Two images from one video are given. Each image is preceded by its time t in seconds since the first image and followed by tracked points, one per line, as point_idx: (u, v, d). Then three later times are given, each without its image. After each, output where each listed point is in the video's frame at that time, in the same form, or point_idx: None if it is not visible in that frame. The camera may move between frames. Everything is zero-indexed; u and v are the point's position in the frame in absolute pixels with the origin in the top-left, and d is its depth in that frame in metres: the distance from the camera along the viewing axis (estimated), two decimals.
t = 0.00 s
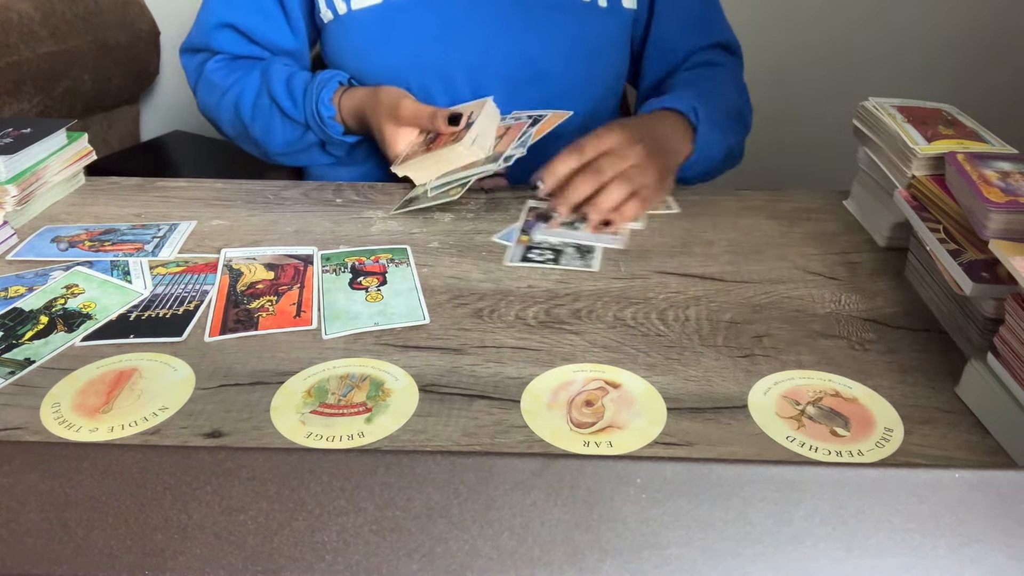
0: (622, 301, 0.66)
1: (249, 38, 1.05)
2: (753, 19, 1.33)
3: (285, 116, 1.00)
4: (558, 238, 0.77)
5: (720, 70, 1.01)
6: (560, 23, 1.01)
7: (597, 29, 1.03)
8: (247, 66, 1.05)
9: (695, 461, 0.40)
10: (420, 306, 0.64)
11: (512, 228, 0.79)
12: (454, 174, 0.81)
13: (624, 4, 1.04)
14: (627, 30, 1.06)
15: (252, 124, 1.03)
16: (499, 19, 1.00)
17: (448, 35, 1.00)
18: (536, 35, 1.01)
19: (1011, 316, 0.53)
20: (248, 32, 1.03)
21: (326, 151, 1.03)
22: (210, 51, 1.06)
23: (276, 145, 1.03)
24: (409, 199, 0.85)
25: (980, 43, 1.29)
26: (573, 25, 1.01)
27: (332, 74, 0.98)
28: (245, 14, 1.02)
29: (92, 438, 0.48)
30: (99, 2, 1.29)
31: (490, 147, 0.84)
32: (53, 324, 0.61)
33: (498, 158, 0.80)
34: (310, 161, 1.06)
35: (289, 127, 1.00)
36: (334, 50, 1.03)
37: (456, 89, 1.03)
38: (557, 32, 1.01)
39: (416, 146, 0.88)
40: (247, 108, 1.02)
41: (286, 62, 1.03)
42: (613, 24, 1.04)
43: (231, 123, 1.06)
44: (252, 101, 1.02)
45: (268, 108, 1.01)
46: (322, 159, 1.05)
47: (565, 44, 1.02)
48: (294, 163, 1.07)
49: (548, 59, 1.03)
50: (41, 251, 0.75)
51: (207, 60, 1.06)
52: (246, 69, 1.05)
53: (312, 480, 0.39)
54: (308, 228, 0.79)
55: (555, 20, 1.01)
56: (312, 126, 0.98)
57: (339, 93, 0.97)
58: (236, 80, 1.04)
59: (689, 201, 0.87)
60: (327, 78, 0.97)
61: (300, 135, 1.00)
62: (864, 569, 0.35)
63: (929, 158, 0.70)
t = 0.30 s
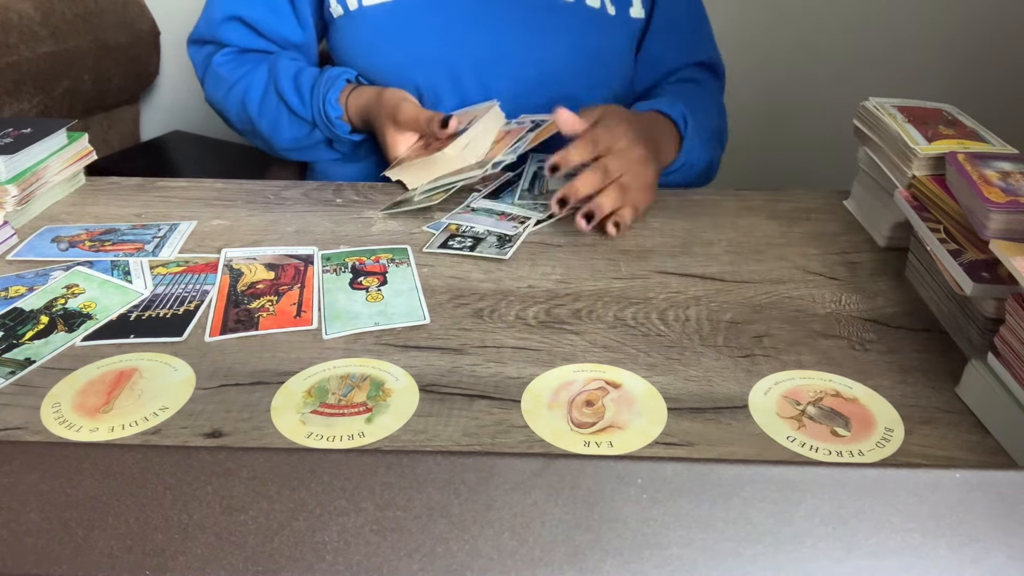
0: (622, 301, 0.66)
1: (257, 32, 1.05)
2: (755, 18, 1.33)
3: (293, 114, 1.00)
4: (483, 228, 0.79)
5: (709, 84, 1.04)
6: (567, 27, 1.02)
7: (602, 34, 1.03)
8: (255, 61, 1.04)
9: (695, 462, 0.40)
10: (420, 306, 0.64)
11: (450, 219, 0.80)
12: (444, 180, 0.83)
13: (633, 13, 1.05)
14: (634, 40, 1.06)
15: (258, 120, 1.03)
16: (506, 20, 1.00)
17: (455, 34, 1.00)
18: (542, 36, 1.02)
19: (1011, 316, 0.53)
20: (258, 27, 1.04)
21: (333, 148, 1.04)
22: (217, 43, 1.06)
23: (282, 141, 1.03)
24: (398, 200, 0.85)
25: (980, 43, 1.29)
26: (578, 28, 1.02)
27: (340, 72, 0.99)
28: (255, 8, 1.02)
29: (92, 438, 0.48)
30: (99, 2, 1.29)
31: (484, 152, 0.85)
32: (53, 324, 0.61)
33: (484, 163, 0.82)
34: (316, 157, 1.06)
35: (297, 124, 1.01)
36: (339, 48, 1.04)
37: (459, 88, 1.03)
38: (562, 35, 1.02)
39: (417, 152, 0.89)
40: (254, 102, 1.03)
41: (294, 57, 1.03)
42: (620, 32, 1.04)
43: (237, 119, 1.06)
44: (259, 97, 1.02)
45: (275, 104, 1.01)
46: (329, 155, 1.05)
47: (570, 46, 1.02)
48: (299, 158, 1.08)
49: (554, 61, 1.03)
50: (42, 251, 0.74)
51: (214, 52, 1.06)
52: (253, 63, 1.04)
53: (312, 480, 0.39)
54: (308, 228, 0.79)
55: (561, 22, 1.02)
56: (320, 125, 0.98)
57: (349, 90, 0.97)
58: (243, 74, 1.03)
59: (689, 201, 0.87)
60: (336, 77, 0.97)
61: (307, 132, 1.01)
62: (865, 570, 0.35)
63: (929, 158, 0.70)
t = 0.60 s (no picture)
0: (622, 301, 0.66)
1: (259, 37, 1.05)
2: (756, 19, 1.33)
3: (300, 121, 1.00)
4: (464, 223, 0.80)
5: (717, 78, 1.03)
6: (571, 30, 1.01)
7: (606, 34, 1.02)
8: (259, 67, 1.05)
9: (695, 462, 0.40)
10: (420, 305, 0.64)
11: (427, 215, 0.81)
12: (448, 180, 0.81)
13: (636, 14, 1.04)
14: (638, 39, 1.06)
15: (265, 128, 1.03)
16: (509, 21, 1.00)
17: (458, 36, 1.00)
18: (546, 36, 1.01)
19: (1011, 315, 0.53)
20: (261, 31, 1.03)
21: (339, 155, 1.04)
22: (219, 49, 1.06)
23: (289, 147, 1.04)
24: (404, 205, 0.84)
25: (980, 43, 1.29)
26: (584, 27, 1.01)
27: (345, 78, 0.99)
28: (257, 13, 1.02)
29: (92, 438, 0.48)
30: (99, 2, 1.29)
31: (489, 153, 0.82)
32: (53, 324, 0.61)
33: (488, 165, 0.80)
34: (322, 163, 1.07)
35: (304, 131, 1.01)
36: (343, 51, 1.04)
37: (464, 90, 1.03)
38: (567, 34, 1.01)
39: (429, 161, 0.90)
40: (261, 110, 1.03)
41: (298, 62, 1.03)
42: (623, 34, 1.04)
43: (243, 126, 1.07)
44: (266, 104, 1.02)
45: (282, 112, 1.01)
46: (335, 162, 1.06)
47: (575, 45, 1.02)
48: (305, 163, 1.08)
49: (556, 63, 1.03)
50: (41, 251, 0.74)
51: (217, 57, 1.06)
52: (257, 69, 1.05)
53: (312, 480, 0.39)
54: (307, 228, 0.79)
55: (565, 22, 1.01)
56: (328, 133, 0.99)
57: (356, 98, 0.97)
58: (247, 81, 1.04)
59: (690, 201, 0.87)
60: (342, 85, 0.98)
61: (315, 139, 1.01)
62: (865, 570, 0.35)
63: (929, 158, 0.70)
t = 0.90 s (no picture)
0: (622, 302, 0.66)
1: (254, 38, 1.04)
2: (756, 18, 1.33)
3: (292, 117, 1.00)
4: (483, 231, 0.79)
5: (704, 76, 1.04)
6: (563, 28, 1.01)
7: (599, 34, 1.03)
8: (253, 67, 1.05)
9: (695, 462, 0.40)
10: (420, 306, 0.64)
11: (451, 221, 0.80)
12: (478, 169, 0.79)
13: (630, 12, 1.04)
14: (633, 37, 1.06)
15: (259, 125, 1.03)
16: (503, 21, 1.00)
17: (452, 36, 1.00)
18: (540, 36, 1.01)
19: (1011, 315, 0.52)
20: (256, 32, 1.03)
21: (332, 153, 1.04)
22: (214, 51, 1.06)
23: (282, 145, 1.03)
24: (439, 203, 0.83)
25: (980, 42, 1.29)
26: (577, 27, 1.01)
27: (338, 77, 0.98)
28: (251, 14, 1.02)
29: (92, 438, 0.48)
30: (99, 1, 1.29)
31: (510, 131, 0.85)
32: (53, 324, 0.61)
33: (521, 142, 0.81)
34: (315, 162, 1.06)
35: (297, 129, 1.00)
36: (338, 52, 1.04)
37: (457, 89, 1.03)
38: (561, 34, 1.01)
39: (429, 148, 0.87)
40: (254, 107, 1.03)
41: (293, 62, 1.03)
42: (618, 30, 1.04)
43: (238, 124, 1.07)
44: (259, 101, 1.02)
45: (275, 108, 1.01)
46: (329, 161, 1.05)
47: (569, 44, 1.02)
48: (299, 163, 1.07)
49: (550, 61, 1.03)
50: (42, 251, 0.74)
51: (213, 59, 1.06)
52: (252, 69, 1.05)
53: (312, 480, 0.39)
54: (308, 228, 0.79)
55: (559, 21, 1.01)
56: (319, 129, 0.98)
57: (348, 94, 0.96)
58: (242, 81, 1.04)
59: (690, 201, 0.87)
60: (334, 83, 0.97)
61: (307, 136, 1.01)
62: (865, 570, 0.35)
63: (929, 158, 0.70)
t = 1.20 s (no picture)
0: (622, 302, 0.66)
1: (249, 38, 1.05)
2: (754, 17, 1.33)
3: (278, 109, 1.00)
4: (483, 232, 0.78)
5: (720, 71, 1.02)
6: (554, 28, 1.01)
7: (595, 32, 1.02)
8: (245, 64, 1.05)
9: (695, 462, 0.40)
10: (420, 306, 0.64)
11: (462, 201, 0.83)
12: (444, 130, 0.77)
13: (624, 9, 1.03)
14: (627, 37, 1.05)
15: (246, 117, 1.03)
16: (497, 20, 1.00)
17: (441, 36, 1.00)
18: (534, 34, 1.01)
19: (1011, 315, 0.52)
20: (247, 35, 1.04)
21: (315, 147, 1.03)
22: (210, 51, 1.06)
23: (268, 136, 1.04)
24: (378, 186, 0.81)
25: (980, 42, 1.29)
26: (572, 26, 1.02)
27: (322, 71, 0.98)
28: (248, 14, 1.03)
29: (92, 438, 0.48)
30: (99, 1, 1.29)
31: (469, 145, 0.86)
32: (53, 324, 0.61)
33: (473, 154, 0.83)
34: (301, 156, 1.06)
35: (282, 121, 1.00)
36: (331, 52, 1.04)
37: (454, 88, 1.03)
38: (551, 34, 1.01)
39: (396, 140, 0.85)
40: (242, 99, 1.03)
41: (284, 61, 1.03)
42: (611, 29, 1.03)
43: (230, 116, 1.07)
44: (247, 94, 1.02)
45: (263, 101, 1.01)
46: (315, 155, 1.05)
47: (562, 45, 1.01)
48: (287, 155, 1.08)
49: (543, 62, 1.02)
50: (42, 251, 0.74)
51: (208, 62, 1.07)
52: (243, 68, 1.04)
53: (313, 480, 0.39)
54: (307, 228, 0.79)
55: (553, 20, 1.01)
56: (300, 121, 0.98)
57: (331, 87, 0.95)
58: (234, 76, 1.04)
59: (690, 201, 0.87)
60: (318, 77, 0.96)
61: (291, 129, 1.01)
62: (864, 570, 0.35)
63: (929, 158, 0.70)
